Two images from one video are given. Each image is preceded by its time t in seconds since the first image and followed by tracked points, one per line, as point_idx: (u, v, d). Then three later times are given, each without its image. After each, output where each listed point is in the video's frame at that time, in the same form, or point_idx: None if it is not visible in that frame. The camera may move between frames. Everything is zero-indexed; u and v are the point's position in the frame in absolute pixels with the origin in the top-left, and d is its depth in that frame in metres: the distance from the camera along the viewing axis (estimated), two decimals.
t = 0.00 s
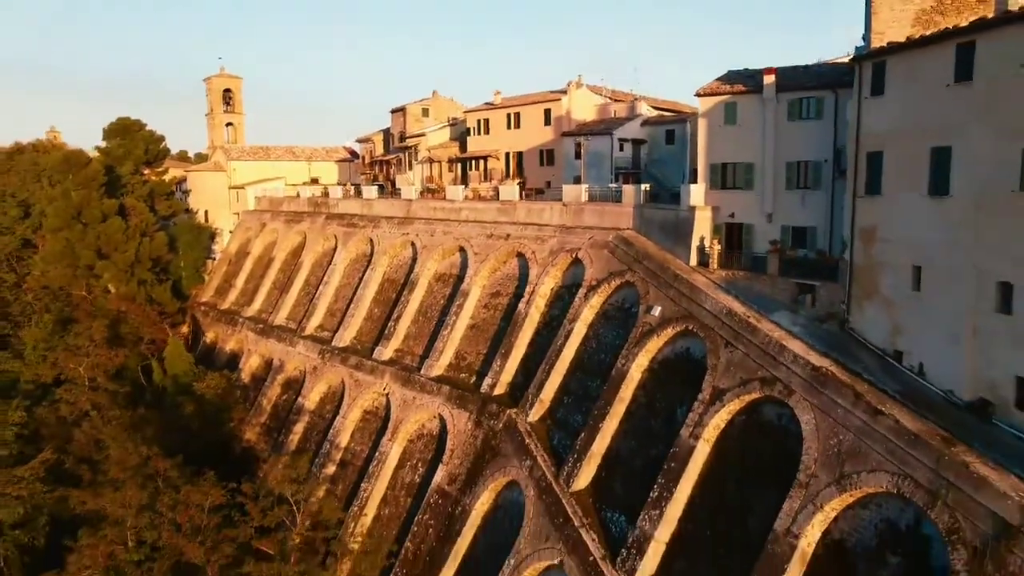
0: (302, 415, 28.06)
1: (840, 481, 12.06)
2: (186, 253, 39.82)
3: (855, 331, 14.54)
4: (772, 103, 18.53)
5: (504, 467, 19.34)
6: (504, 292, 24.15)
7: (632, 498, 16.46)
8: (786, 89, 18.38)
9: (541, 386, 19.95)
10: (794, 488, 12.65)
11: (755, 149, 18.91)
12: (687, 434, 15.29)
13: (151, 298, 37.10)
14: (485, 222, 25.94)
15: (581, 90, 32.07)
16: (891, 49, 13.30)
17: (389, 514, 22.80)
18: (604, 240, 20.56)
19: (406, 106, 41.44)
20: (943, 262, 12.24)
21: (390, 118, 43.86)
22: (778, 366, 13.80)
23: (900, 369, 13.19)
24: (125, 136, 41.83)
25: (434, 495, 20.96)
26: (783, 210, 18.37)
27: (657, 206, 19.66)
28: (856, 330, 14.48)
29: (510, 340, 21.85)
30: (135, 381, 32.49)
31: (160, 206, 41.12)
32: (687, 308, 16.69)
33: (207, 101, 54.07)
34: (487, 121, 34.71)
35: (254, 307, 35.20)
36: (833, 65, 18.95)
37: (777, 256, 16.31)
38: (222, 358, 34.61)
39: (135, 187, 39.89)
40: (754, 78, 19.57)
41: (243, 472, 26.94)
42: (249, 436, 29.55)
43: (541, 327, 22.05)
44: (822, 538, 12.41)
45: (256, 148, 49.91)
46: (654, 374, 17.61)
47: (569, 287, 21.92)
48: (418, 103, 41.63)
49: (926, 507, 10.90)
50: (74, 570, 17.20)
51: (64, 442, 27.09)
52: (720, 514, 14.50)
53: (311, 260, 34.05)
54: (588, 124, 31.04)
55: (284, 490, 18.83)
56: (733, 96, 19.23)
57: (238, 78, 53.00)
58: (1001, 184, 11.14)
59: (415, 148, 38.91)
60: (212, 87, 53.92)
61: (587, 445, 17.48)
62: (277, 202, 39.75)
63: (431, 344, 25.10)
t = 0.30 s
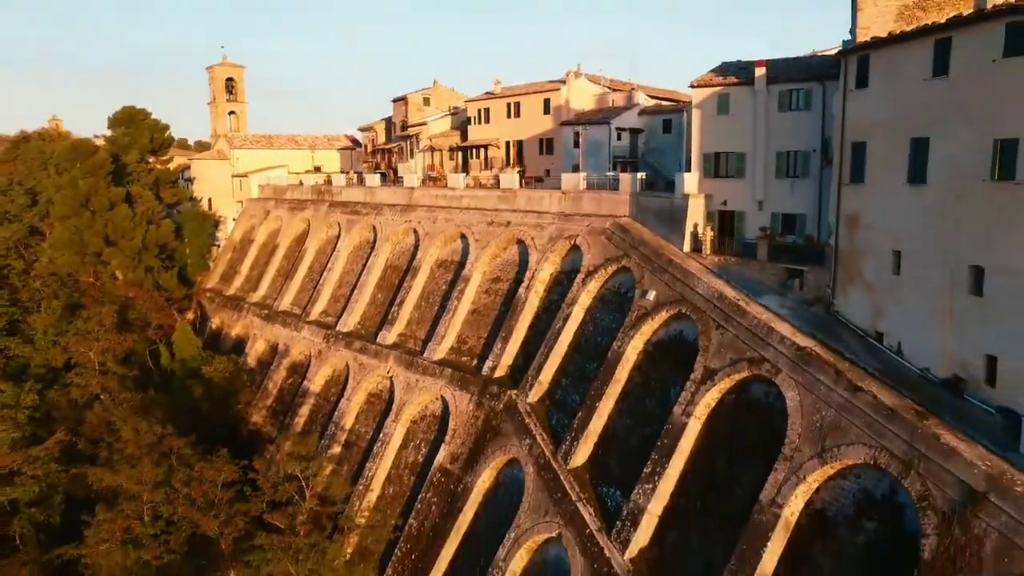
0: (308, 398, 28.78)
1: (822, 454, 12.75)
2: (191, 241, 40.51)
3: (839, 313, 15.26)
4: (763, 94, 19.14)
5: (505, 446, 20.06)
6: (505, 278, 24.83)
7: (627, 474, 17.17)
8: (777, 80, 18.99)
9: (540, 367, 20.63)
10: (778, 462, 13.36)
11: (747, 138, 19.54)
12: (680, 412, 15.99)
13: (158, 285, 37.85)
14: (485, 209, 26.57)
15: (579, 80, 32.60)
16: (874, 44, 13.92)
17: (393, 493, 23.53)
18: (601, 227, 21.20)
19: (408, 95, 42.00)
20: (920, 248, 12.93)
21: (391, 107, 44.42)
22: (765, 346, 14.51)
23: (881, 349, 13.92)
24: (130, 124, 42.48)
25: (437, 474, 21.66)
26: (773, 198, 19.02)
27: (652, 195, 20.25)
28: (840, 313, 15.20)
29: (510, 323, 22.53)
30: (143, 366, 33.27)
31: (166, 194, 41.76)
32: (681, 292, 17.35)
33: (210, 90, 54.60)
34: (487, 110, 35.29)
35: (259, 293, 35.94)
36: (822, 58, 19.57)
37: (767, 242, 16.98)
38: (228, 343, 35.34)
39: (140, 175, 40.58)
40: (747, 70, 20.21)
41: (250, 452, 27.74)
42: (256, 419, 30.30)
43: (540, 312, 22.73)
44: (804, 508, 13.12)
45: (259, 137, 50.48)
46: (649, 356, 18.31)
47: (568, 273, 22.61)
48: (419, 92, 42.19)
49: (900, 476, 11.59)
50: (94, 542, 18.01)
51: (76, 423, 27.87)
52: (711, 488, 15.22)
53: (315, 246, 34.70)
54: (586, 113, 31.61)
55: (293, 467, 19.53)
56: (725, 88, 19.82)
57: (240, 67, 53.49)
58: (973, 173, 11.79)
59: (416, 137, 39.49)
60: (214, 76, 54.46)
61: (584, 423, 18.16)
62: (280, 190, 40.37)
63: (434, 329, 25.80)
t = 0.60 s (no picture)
0: (313, 383, 29.46)
1: (806, 430, 13.47)
2: (196, 230, 41.20)
3: (825, 298, 15.99)
4: (755, 87, 19.74)
5: (505, 428, 20.74)
6: (505, 265, 25.50)
7: (622, 452, 17.85)
8: (767, 73, 19.61)
9: (539, 351, 21.31)
10: (765, 438, 14.07)
11: (739, 130, 20.18)
12: (672, 393, 16.66)
13: (164, 273, 38.55)
14: (486, 199, 27.20)
15: (577, 72, 33.13)
16: (858, 39, 14.56)
17: (397, 474, 24.26)
18: (598, 215, 21.85)
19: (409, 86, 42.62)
20: (900, 234, 13.61)
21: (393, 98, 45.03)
22: (753, 329, 15.20)
23: (863, 331, 14.63)
24: (134, 115, 42.90)
25: (440, 455, 22.38)
26: (764, 187, 19.68)
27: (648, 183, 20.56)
28: (826, 297, 15.90)
29: (510, 310, 23.22)
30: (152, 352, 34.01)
31: (170, 184, 42.34)
32: (674, 278, 18.01)
33: (213, 80, 55.15)
34: (487, 101, 35.90)
35: (264, 281, 36.65)
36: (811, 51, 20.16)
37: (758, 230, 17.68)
38: (234, 331, 36.05)
39: (145, 165, 41.27)
40: (738, 63, 20.86)
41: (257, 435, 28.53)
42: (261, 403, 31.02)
43: (539, 298, 23.42)
44: (789, 482, 13.85)
45: (261, 127, 51.06)
46: (644, 340, 18.99)
47: (567, 261, 23.30)
48: (420, 83, 42.79)
49: (878, 450, 12.30)
50: (111, 517, 18.81)
51: (88, 407, 28.68)
52: (702, 465, 15.89)
53: (319, 235, 35.35)
54: (585, 104, 32.21)
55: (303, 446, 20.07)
56: (718, 81, 20.43)
57: (243, 58, 53.99)
58: (949, 164, 12.44)
59: (417, 127, 40.10)
60: (217, 66, 54.85)
61: (582, 404, 18.86)
62: (284, 179, 40.97)
63: (436, 315, 26.48)
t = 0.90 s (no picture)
0: (318, 373, 30.24)
1: (790, 411, 14.30)
2: (202, 224, 42.13)
3: (811, 287, 16.81)
4: (745, 86, 20.54)
5: (506, 413, 21.54)
6: (506, 258, 26.30)
7: (617, 435, 18.65)
8: (757, 72, 20.39)
9: (538, 340, 22.14)
10: (751, 419, 14.89)
11: (730, 126, 20.99)
12: (665, 377, 17.47)
13: (172, 267, 39.56)
14: (487, 193, 27.93)
15: (576, 69, 33.89)
16: (841, 41, 15.32)
17: (401, 459, 25.09)
18: (595, 209, 22.65)
19: (411, 83, 43.45)
20: (879, 226, 14.42)
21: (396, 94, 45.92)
22: (741, 316, 16.03)
23: (845, 318, 15.44)
24: (140, 110, 44.01)
25: (443, 440, 23.23)
26: (754, 181, 20.47)
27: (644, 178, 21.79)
28: (811, 287, 16.71)
29: (510, 300, 24.03)
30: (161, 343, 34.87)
31: (177, 179, 43.15)
32: (668, 269, 18.81)
33: (216, 76, 55.94)
34: (488, 98, 36.71)
35: (269, 274, 37.47)
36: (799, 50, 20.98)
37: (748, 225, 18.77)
38: (240, 323, 36.89)
39: (151, 161, 41.97)
40: (730, 62, 21.68)
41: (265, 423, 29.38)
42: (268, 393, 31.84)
43: (538, 289, 24.24)
44: (773, 460, 14.67)
45: (265, 123, 51.85)
46: (639, 328, 19.79)
47: (565, 253, 24.12)
48: (422, 80, 43.65)
49: (856, 428, 13.13)
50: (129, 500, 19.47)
51: (99, 396, 29.56)
52: (693, 446, 16.66)
53: (323, 229, 36.14)
54: (583, 101, 32.98)
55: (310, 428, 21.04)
56: (710, 79, 21.25)
57: (246, 54, 54.73)
58: (923, 159, 13.24)
59: (419, 123, 40.92)
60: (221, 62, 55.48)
61: (580, 390, 19.68)
62: (289, 174, 41.73)
63: (439, 306, 27.27)
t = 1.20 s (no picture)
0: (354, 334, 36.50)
1: (710, 331, 20.52)
2: (243, 214, 48.22)
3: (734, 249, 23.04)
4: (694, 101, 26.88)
5: (510, 352, 27.78)
6: (511, 236, 32.61)
7: (595, 361, 24.90)
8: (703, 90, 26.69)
9: (536, 296, 28.45)
10: (685, 339, 21.10)
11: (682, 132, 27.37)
12: (628, 316, 23.71)
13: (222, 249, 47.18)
14: (494, 184, 33.99)
15: (569, 82, 40.32)
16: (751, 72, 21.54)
17: (426, 396, 31.37)
18: (581, 195, 28.94)
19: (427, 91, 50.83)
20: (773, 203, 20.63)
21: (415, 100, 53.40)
22: (680, 269, 22.25)
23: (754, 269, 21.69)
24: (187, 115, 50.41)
25: (461, 377, 29.49)
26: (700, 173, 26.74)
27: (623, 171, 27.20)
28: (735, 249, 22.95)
29: (514, 268, 30.32)
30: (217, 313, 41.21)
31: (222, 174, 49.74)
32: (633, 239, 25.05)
33: (247, 83, 62.39)
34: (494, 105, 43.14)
35: (306, 255, 43.80)
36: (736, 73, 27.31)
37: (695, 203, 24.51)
38: (282, 297, 43.32)
39: (204, 157, 49.23)
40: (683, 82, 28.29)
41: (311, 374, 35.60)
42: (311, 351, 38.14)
43: (536, 260, 30.51)
44: (700, 367, 20.87)
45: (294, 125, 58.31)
46: (613, 284, 26.05)
47: (557, 231, 30.46)
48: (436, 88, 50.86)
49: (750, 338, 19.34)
50: (224, 415, 26.19)
51: (170, 351, 35.37)
52: (648, 363, 22.91)
53: (353, 216, 42.41)
54: (574, 108, 39.40)
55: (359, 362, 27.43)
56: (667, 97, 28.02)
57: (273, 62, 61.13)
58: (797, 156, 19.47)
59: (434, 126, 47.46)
60: (251, 71, 62.27)
61: (568, 330, 25.94)
62: (320, 169, 48.03)
63: (455, 276, 33.47)
